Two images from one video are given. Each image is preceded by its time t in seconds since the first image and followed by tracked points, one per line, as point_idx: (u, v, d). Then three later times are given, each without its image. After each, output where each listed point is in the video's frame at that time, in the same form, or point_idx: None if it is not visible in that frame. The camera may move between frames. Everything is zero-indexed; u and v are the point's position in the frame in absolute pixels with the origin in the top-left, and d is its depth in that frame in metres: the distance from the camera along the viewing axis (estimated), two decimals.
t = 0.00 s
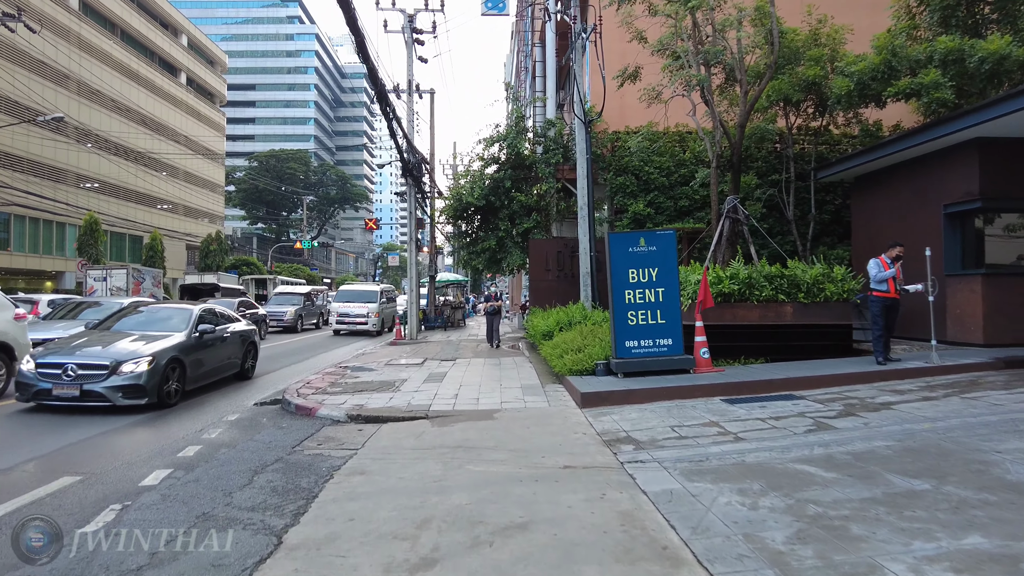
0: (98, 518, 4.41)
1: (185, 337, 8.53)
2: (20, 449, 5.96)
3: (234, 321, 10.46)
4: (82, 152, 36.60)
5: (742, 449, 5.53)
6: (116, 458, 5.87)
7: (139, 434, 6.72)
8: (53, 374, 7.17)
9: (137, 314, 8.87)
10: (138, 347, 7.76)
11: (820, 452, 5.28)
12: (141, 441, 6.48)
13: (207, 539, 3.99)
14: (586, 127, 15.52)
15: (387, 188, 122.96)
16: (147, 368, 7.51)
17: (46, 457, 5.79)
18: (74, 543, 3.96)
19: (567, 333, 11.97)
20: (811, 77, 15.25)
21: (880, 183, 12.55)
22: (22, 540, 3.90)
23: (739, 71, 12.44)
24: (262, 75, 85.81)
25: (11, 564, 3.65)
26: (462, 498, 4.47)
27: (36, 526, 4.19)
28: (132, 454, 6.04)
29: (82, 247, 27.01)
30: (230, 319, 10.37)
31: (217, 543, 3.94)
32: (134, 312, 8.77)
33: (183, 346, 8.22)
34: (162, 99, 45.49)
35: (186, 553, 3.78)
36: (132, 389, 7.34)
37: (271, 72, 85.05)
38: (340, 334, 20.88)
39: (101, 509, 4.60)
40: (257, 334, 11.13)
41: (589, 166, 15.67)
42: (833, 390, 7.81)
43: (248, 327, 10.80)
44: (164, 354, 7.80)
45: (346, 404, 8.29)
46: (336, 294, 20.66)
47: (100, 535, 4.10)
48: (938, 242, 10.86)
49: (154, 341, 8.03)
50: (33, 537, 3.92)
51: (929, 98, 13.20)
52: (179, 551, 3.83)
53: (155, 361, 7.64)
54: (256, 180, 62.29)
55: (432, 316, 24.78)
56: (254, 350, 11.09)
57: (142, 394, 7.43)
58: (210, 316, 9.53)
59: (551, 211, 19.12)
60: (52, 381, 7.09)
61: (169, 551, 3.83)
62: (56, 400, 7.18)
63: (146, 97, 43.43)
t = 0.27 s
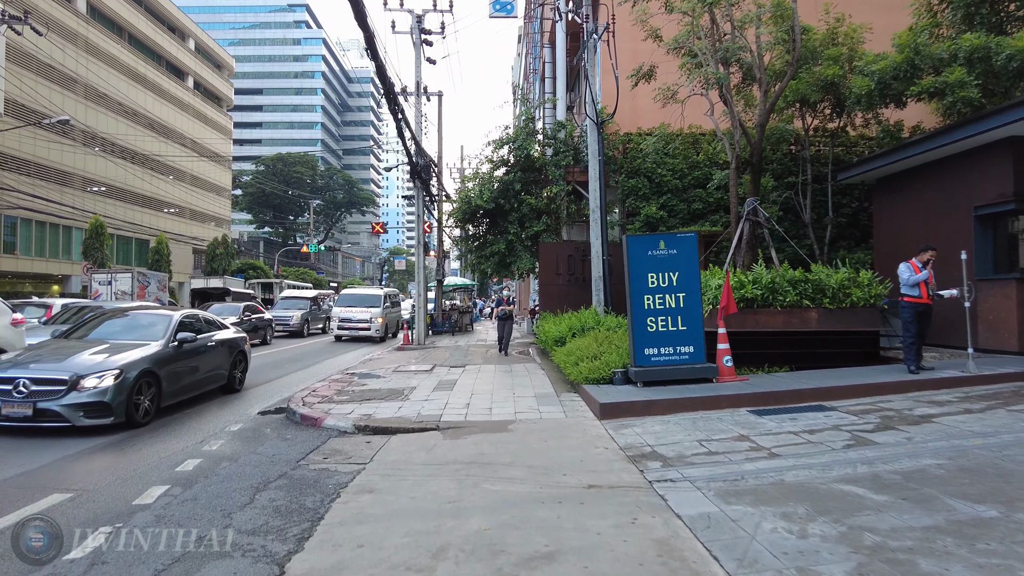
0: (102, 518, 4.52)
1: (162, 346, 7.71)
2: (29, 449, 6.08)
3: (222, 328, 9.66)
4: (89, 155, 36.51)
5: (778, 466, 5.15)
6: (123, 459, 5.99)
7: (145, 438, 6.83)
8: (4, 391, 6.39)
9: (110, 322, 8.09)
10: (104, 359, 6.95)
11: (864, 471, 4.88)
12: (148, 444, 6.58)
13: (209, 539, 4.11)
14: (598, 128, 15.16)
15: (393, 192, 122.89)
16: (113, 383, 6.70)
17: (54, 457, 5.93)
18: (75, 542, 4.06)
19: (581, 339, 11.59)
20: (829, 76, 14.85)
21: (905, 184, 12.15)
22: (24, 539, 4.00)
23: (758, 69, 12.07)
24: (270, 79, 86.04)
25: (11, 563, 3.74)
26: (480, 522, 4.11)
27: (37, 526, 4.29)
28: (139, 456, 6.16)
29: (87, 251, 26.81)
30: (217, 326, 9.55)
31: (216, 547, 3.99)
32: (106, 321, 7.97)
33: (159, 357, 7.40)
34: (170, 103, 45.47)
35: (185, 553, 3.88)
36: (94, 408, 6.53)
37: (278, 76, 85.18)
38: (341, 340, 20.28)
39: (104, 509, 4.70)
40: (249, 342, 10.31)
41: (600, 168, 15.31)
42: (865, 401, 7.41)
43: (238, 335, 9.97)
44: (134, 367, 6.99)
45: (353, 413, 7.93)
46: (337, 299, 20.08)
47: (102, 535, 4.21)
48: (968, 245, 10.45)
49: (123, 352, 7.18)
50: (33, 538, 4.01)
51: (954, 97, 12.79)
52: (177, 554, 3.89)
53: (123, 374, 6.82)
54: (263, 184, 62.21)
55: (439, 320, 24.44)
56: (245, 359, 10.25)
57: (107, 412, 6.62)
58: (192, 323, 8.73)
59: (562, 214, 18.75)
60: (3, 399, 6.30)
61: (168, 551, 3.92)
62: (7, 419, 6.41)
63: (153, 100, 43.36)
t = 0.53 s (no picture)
0: (106, 518, 4.62)
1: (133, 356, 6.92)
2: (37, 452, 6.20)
3: (208, 335, 8.90)
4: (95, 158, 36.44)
5: (816, 483, 4.77)
6: (129, 462, 6.09)
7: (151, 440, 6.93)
8: None
9: (80, 330, 7.33)
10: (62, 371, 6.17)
11: (911, 489, 4.50)
12: (153, 447, 6.64)
13: (208, 539, 4.18)
14: (609, 127, 14.80)
15: (400, 195, 122.83)
16: (69, 400, 5.90)
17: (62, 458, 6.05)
18: (75, 542, 4.15)
19: (594, 344, 11.18)
20: (847, 74, 14.45)
21: (930, 183, 11.76)
22: (25, 539, 4.15)
23: (777, 65, 11.68)
24: (277, 83, 86.21)
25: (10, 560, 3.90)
26: (497, 548, 3.76)
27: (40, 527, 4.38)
28: (144, 458, 6.26)
29: (93, 254, 26.64)
30: (202, 333, 8.78)
31: (213, 550, 4.01)
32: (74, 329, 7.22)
33: (130, 369, 6.63)
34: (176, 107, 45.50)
35: (183, 553, 3.96)
36: (48, 427, 5.75)
37: (285, 80, 85.29)
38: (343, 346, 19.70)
39: (108, 509, 4.80)
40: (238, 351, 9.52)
41: (612, 169, 14.96)
42: (898, 411, 7.01)
43: (225, 343, 9.18)
44: (96, 381, 6.19)
45: (358, 423, 7.58)
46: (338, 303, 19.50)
47: (104, 534, 4.30)
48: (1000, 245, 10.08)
49: (86, 362, 6.40)
50: (33, 539, 4.10)
51: (980, 94, 12.37)
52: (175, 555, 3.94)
53: (82, 390, 6.02)
54: (270, 188, 62.15)
55: (447, 324, 24.11)
56: (232, 369, 9.46)
57: (61, 434, 5.83)
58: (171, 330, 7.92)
59: (571, 216, 18.37)
60: None
61: (167, 551, 3.99)
62: None
63: (159, 103, 43.30)
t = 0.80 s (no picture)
0: (106, 519, 4.66)
1: (98, 365, 6.21)
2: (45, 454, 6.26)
3: (191, 340, 8.18)
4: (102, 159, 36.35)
5: (859, 497, 4.42)
6: (135, 463, 6.11)
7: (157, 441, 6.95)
8: None
9: (42, 335, 6.63)
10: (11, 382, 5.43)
11: (967, 503, 4.13)
12: (158, 448, 6.65)
13: (206, 540, 4.19)
14: (621, 123, 14.45)
15: (406, 196, 122.72)
16: (15, 416, 5.17)
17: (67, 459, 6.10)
18: (74, 543, 4.19)
19: (606, 346, 10.81)
20: (866, 68, 14.06)
21: (955, 181, 11.40)
22: (26, 539, 4.24)
23: (796, 58, 11.32)
24: (284, 84, 86.32)
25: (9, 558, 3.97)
26: (517, 571, 3.43)
27: (40, 530, 4.42)
28: (149, 459, 6.29)
29: (98, 255, 26.46)
30: (184, 338, 8.03)
31: (211, 553, 3.95)
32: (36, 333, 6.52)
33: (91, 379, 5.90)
34: (184, 108, 45.49)
35: (181, 552, 3.98)
36: None
37: (292, 82, 85.35)
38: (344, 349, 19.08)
39: (110, 511, 4.84)
40: (225, 356, 8.76)
41: (624, 166, 14.61)
42: (935, 417, 6.64)
43: (209, 347, 8.42)
44: (50, 394, 5.47)
45: (365, 428, 7.26)
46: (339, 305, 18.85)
47: (102, 535, 4.33)
48: None
49: (42, 372, 5.68)
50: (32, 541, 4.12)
51: (1007, 87, 11.97)
52: (172, 557, 3.92)
53: (31, 404, 5.29)
54: (277, 189, 62.06)
55: (454, 325, 23.81)
56: (219, 376, 8.71)
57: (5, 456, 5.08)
58: (146, 335, 7.22)
59: (581, 215, 18.00)
60: None
61: (165, 551, 4.01)
62: None
63: (166, 104, 43.23)
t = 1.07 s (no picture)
0: (108, 519, 4.72)
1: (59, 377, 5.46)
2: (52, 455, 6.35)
3: (169, 346, 7.41)
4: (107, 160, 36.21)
5: (906, 515, 4.08)
6: (140, 463, 6.18)
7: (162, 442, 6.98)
8: None
9: None
10: None
11: None
12: (162, 449, 6.67)
13: (206, 540, 4.25)
14: (633, 121, 14.10)
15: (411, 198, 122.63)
16: None
17: (72, 461, 6.17)
18: (76, 543, 4.26)
19: (619, 350, 10.46)
20: (885, 64, 13.67)
21: (980, 179, 11.01)
22: (26, 539, 4.29)
23: (816, 52, 10.97)
24: (290, 86, 86.34)
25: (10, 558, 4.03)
26: None
27: (43, 530, 4.49)
28: (154, 459, 6.34)
29: (102, 256, 26.26)
30: (161, 344, 7.26)
31: (209, 561, 3.87)
32: None
33: (45, 393, 5.14)
34: (189, 109, 45.39)
35: (181, 552, 4.04)
36: None
37: (298, 83, 85.33)
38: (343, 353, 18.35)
39: (113, 512, 4.91)
40: (208, 364, 7.99)
41: (635, 165, 14.27)
42: (972, 426, 6.28)
43: (191, 354, 7.65)
44: None
45: (371, 437, 6.94)
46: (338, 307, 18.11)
47: (102, 535, 4.40)
48: None
49: None
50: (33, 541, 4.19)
51: None
52: (171, 560, 3.92)
53: None
54: (282, 190, 61.94)
55: (461, 327, 23.50)
56: (200, 386, 7.92)
57: None
58: (115, 343, 6.45)
59: (590, 215, 17.63)
60: None
61: (166, 550, 4.07)
62: None
63: (171, 105, 43.09)
